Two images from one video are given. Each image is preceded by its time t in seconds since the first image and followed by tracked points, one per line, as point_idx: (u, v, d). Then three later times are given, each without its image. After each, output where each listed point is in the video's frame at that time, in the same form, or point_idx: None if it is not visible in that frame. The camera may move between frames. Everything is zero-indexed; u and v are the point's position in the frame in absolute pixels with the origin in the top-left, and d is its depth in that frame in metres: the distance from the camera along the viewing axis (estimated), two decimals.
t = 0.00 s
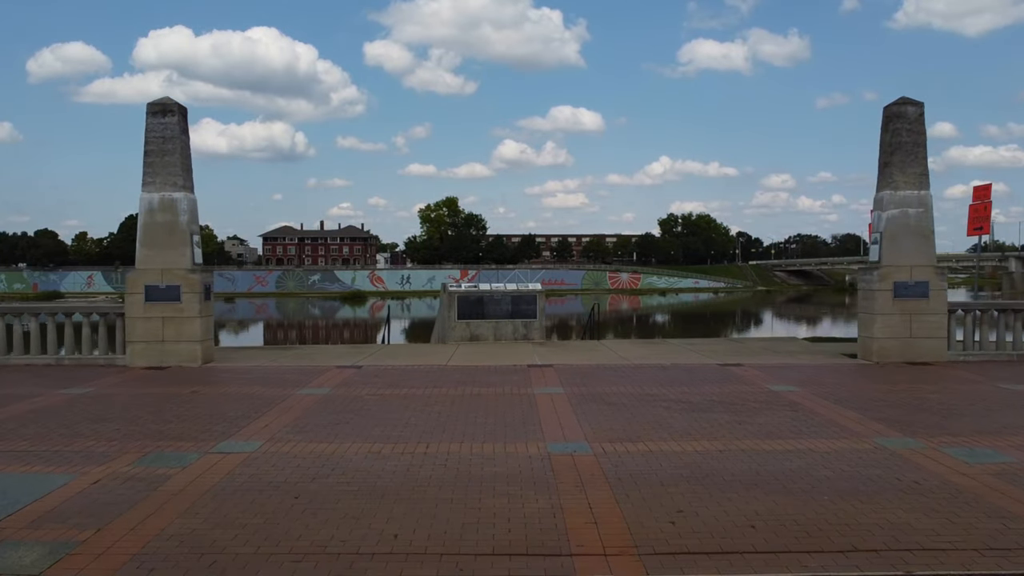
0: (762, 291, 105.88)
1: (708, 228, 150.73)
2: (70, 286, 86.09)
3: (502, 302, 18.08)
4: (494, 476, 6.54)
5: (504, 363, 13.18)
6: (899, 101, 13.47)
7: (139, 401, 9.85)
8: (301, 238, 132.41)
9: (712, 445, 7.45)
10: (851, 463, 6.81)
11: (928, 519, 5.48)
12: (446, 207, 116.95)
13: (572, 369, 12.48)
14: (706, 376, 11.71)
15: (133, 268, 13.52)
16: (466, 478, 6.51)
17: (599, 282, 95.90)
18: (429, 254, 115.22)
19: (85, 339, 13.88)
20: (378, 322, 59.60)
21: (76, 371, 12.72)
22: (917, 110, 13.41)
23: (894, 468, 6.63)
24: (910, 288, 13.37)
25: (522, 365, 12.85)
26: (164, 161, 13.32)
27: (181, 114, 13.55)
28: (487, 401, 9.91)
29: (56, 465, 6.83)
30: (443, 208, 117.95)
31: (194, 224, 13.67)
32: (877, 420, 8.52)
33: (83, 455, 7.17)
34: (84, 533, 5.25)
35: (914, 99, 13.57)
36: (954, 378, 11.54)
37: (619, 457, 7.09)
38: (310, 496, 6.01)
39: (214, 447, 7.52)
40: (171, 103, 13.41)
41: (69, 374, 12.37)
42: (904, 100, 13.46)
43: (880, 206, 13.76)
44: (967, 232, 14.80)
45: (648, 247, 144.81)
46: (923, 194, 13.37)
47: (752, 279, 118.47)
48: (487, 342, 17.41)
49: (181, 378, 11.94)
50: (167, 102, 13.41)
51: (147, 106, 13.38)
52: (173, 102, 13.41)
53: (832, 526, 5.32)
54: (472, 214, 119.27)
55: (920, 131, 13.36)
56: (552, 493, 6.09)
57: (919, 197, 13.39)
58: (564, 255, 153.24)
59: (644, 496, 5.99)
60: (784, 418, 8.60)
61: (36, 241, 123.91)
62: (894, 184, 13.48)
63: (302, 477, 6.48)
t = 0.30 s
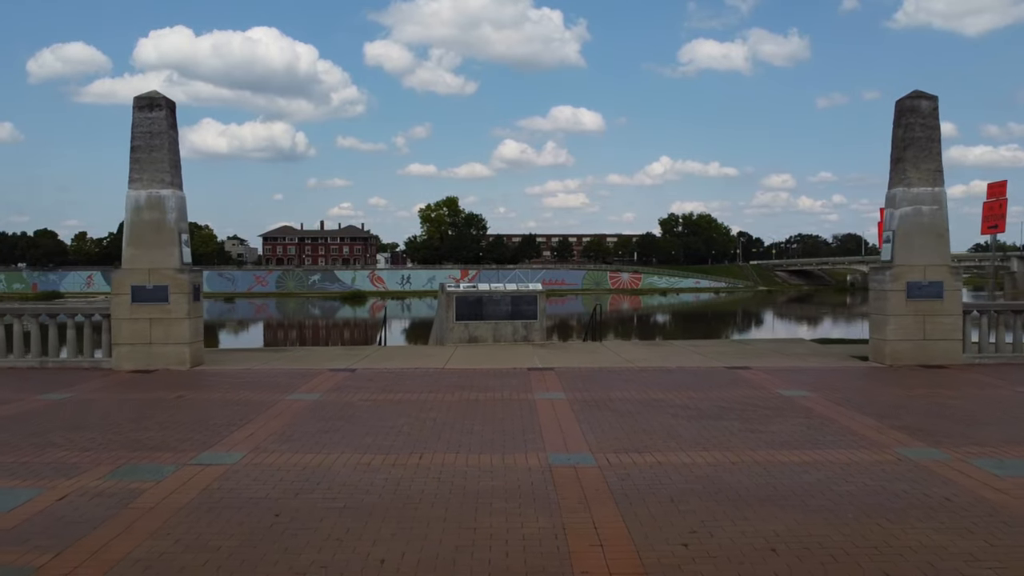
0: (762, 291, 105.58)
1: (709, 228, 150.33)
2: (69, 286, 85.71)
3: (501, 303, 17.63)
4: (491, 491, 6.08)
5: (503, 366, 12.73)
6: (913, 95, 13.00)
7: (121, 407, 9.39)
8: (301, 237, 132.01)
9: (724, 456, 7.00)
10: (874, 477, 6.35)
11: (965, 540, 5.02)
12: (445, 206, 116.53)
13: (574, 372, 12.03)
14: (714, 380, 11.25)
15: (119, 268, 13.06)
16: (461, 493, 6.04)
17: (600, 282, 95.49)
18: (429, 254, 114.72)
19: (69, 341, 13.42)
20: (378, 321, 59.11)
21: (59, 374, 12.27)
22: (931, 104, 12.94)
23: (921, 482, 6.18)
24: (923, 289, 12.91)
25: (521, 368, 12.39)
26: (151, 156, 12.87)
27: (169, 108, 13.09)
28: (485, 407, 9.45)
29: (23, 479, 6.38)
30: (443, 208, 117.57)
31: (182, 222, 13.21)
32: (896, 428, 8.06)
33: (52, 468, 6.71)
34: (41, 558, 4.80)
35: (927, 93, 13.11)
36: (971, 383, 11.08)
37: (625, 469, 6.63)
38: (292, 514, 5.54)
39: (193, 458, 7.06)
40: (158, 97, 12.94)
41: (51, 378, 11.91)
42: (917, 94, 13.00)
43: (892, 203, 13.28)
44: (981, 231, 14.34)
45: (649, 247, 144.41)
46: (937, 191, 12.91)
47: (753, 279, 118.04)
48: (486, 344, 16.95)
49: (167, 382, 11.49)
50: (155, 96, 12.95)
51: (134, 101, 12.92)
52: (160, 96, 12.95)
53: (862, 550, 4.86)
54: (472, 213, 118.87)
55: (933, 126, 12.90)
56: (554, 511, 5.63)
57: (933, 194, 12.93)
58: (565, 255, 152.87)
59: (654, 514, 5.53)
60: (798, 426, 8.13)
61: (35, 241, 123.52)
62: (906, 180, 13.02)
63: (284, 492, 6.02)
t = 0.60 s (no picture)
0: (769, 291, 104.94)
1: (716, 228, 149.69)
2: (75, 285, 85.70)
3: (506, 304, 17.19)
4: (492, 509, 5.64)
5: (507, 370, 12.29)
6: (933, 88, 12.50)
7: (107, 414, 8.99)
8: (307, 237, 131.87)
9: (742, 470, 6.54)
10: (904, 494, 5.90)
11: (1012, 568, 4.57)
12: (450, 206, 116.14)
13: (582, 376, 11.58)
14: (727, 385, 10.79)
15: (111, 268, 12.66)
16: (461, 511, 5.60)
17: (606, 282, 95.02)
18: (434, 254, 114.42)
19: (60, 343, 13.03)
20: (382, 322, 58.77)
21: (49, 378, 11.88)
22: (952, 98, 12.44)
23: (957, 501, 5.72)
24: (944, 289, 12.43)
25: (526, 372, 11.95)
26: (144, 153, 12.46)
27: (162, 102, 12.66)
28: (487, 413, 9.01)
29: None
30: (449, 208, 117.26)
31: (176, 221, 12.80)
32: (924, 438, 7.59)
33: (26, 481, 6.31)
34: None
35: (948, 86, 12.61)
36: (997, 388, 10.59)
37: (637, 484, 6.18)
38: (276, 536, 5.12)
39: (176, 470, 6.64)
40: (151, 91, 12.52)
41: (40, 382, 11.53)
42: (938, 87, 12.50)
43: (911, 201, 12.80)
44: (1003, 229, 13.84)
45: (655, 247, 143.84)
46: (958, 188, 12.42)
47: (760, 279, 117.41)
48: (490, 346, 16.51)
49: (158, 386, 11.08)
50: (147, 90, 12.53)
51: (126, 95, 12.50)
52: (153, 90, 12.52)
53: None
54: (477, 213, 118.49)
55: (954, 121, 12.40)
56: (560, 532, 5.19)
57: (953, 191, 12.44)
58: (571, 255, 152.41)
59: (669, 537, 5.07)
60: (819, 436, 7.67)
61: (42, 241, 123.67)
62: (926, 177, 12.54)
63: (269, 511, 5.59)
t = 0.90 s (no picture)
0: (770, 291, 104.61)
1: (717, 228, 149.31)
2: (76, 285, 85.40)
3: (506, 305, 16.76)
4: (489, 528, 5.21)
5: (507, 373, 11.86)
6: (948, 81, 12.06)
7: (86, 421, 8.56)
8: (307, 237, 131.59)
9: (756, 484, 6.11)
10: (934, 513, 5.45)
11: None
12: (451, 206, 115.73)
13: (584, 380, 11.15)
14: (736, 390, 10.35)
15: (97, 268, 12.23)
16: (455, 531, 5.17)
17: (608, 282, 94.66)
18: (435, 254, 114.11)
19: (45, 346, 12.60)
20: (383, 322, 58.37)
21: (32, 382, 11.45)
22: (968, 92, 12.01)
23: (992, 519, 5.29)
24: (960, 290, 11.99)
25: (526, 376, 11.51)
26: (131, 148, 12.03)
27: (150, 96, 12.24)
28: (486, 420, 8.58)
29: None
30: (449, 208, 116.94)
31: (165, 219, 12.37)
32: (948, 448, 7.17)
33: None
34: None
35: (963, 79, 12.17)
36: (1017, 393, 10.17)
37: (645, 500, 5.75)
38: (253, 560, 4.68)
39: (153, 484, 6.21)
40: (138, 84, 12.09)
41: (23, 386, 11.09)
42: (954, 80, 12.05)
43: (925, 199, 12.36)
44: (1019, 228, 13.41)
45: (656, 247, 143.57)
46: (974, 185, 11.98)
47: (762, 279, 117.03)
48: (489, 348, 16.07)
49: (144, 391, 10.65)
50: (134, 84, 12.10)
51: (113, 89, 12.07)
52: (140, 84, 12.10)
53: None
54: (478, 213, 118.06)
55: (971, 115, 11.96)
56: (563, 555, 4.75)
57: (970, 188, 12.00)
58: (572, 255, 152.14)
59: (683, 561, 4.64)
60: (836, 446, 7.24)
61: (42, 241, 123.39)
62: (941, 174, 12.09)
63: (247, 532, 5.16)
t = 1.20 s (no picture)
0: (771, 291, 104.21)
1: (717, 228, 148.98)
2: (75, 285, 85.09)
3: (505, 306, 16.33)
4: (485, 552, 4.78)
5: (505, 377, 11.42)
6: (963, 75, 11.62)
7: (62, 429, 8.12)
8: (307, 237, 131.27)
9: (773, 501, 5.67)
10: (969, 533, 5.00)
11: None
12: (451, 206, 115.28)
13: (586, 385, 10.71)
14: (745, 395, 9.91)
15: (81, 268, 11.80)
16: (447, 555, 4.73)
17: (608, 282, 94.29)
18: (435, 254, 113.76)
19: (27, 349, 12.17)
20: (382, 322, 57.95)
21: (12, 386, 11.02)
22: (984, 85, 11.58)
23: None
24: (976, 291, 11.56)
25: (526, 380, 11.07)
26: (116, 144, 11.61)
27: (136, 90, 11.81)
28: (483, 429, 8.14)
29: None
30: (449, 208, 116.60)
31: (152, 217, 11.94)
32: (975, 460, 6.72)
33: None
34: None
35: (978, 73, 11.73)
36: None
37: (655, 519, 5.31)
38: None
39: (124, 500, 5.77)
40: (123, 78, 11.67)
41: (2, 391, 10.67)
42: (969, 74, 11.62)
43: (939, 196, 11.92)
44: None
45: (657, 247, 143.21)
46: (991, 182, 11.54)
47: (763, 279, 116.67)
48: (488, 351, 15.64)
49: (128, 396, 10.22)
50: (120, 77, 11.68)
51: (97, 83, 11.64)
52: (125, 77, 11.67)
53: None
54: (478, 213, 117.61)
55: (987, 110, 11.53)
56: None
57: (986, 185, 11.57)
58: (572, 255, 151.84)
59: None
60: (856, 458, 6.80)
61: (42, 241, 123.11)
62: (956, 170, 11.65)
63: (220, 556, 4.72)
